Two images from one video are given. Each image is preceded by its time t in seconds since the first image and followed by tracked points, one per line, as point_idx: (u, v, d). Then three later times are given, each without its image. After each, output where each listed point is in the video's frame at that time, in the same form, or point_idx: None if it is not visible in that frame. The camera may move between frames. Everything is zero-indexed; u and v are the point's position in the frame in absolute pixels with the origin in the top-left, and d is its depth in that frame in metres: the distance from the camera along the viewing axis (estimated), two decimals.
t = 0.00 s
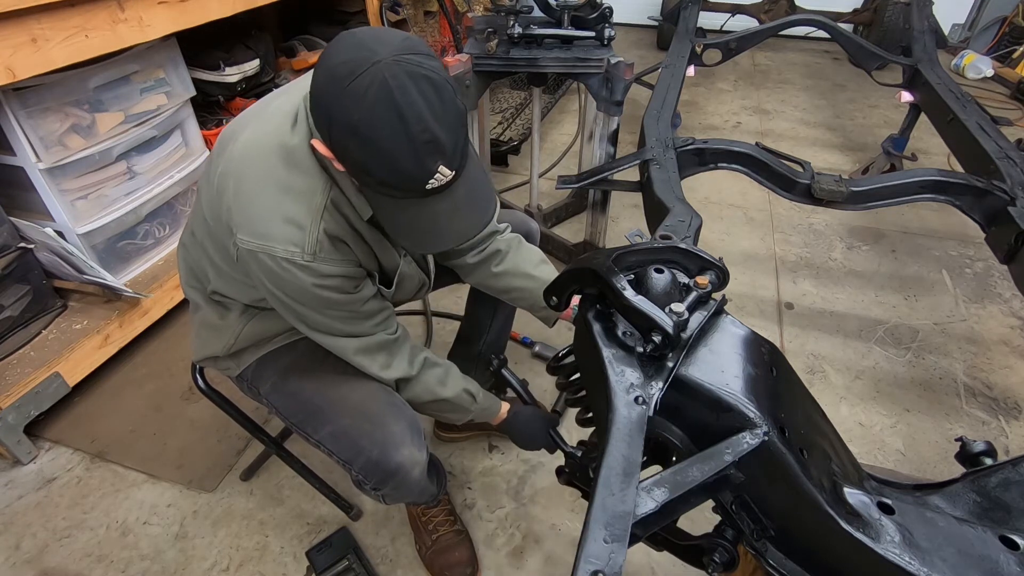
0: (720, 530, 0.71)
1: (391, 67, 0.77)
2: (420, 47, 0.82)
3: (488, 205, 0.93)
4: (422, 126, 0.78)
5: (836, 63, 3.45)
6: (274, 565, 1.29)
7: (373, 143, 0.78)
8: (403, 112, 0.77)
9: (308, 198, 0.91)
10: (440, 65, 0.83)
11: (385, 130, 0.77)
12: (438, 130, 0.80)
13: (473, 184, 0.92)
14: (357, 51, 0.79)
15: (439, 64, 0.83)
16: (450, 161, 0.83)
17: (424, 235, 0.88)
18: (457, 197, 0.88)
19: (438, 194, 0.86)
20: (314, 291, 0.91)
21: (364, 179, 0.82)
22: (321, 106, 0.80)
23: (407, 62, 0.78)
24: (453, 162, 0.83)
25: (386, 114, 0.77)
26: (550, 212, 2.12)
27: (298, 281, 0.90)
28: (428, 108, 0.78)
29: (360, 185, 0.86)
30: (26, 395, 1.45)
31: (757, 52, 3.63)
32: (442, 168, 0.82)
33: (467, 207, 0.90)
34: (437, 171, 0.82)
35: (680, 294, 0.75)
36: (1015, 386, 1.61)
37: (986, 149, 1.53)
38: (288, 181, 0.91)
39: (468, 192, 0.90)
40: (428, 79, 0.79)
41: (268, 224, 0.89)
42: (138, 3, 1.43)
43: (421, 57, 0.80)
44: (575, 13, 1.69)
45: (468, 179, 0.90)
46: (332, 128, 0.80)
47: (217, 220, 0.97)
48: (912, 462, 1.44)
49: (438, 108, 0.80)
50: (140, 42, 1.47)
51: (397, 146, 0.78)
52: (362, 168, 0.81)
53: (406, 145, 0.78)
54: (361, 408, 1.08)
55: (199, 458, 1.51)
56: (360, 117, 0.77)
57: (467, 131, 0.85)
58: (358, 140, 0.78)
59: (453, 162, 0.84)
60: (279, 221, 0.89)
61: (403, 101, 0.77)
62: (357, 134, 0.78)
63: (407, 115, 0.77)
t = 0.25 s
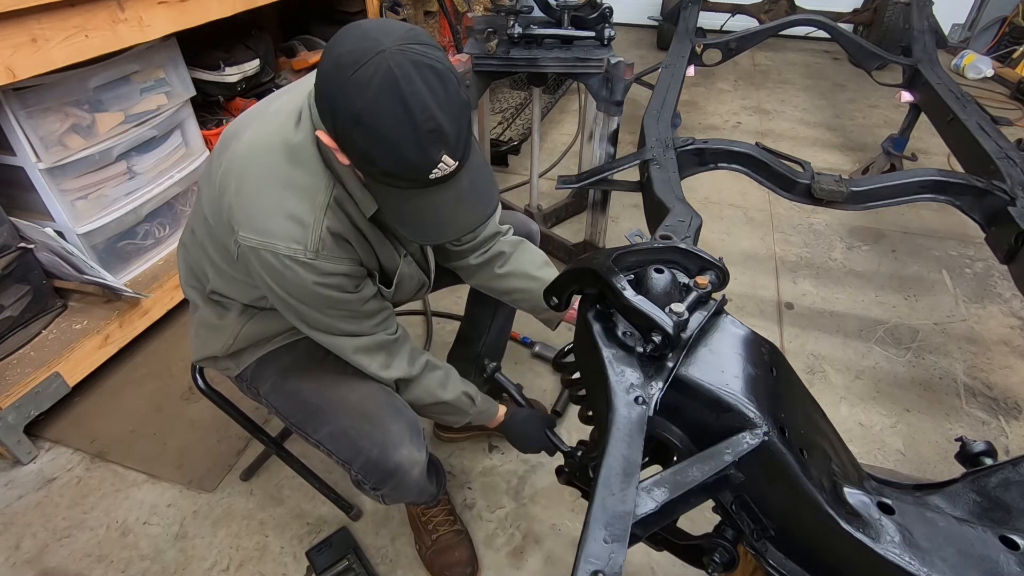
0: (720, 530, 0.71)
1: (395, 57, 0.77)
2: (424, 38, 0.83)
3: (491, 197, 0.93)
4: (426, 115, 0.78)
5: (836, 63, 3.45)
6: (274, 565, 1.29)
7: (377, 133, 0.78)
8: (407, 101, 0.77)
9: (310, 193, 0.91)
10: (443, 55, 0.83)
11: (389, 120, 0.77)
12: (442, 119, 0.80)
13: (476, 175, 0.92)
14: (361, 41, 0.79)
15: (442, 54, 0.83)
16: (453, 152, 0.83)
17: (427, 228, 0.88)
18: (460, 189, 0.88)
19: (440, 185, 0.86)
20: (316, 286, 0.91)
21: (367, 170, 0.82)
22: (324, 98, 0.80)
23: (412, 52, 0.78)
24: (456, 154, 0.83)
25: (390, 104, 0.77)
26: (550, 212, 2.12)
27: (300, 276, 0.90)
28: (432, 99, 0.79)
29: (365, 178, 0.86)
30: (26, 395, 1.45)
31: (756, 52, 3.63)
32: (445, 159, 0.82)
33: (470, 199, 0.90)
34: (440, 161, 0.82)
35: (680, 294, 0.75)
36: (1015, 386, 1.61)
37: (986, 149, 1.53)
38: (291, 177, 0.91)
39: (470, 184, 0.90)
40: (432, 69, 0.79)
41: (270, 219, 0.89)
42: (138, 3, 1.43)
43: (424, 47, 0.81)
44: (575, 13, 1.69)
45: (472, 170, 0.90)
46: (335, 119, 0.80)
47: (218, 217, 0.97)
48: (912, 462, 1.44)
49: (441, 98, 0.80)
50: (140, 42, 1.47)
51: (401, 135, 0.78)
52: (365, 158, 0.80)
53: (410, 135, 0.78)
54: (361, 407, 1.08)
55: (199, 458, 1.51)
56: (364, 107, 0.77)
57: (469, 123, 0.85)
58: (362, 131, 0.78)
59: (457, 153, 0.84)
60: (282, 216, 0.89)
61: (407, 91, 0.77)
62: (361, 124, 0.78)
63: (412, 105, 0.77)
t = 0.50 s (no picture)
0: (720, 530, 0.71)
1: (398, 63, 0.77)
2: (426, 45, 0.83)
3: (491, 203, 0.94)
4: (428, 122, 0.78)
5: (836, 64, 3.45)
6: (274, 565, 1.29)
7: (379, 139, 0.78)
8: (409, 108, 0.77)
9: (311, 198, 0.91)
10: (446, 62, 0.83)
11: (391, 126, 0.77)
12: (444, 126, 0.80)
13: (476, 182, 0.92)
14: (364, 47, 0.79)
15: (445, 61, 0.84)
16: (453, 158, 0.83)
17: (427, 234, 0.88)
18: (460, 196, 0.88)
19: (441, 192, 0.86)
20: (315, 291, 0.91)
21: (368, 175, 0.82)
22: (326, 102, 0.80)
23: (414, 59, 0.79)
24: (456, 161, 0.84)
25: (393, 110, 0.77)
26: (550, 212, 2.12)
27: (300, 280, 0.89)
28: (434, 105, 0.79)
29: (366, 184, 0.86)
30: (27, 395, 1.45)
31: (756, 52, 3.63)
32: (446, 165, 0.82)
33: (470, 205, 0.90)
34: (441, 168, 0.82)
35: (680, 294, 0.75)
36: (1015, 386, 1.61)
37: (985, 149, 1.53)
38: (292, 181, 0.91)
39: (471, 190, 0.90)
40: (435, 76, 0.79)
41: (270, 224, 0.89)
42: (138, 3, 1.43)
43: (427, 54, 0.81)
44: (575, 13, 1.69)
45: (473, 176, 0.91)
46: (337, 123, 0.80)
47: (218, 220, 0.97)
48: (912, 462, 1.44)
49: (444, 105, 0.80)
50: (140, 42, 1.47)
51: (402, 141, 0.78)
52: (366, 163, 0.80)
53: (411, 141, 0.78)
54: (362, 405, 1.08)
55: (199, 458, 1.51)
56: (366, 112, 0.77)
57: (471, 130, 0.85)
58: (364, 136, 0.78)
59: (458, 159, 0.84)
60: (282, 221, 0.89)
61: (409, 97, 0.77)
62: (362, 129, 0.78)
63: (414, 112, 0.77)
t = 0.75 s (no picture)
0: (720, 530, 0.71)
1: (402, 59, 0.77)
2: (431, 41, 0.83)
3: (493, 201, 0.94)
4: (432, 118, 0.78)
5: (836, 64, 3.45)
6: (274, 565, 1.29)
7: (383, 136, 0.78)
8: (414, 104, 0.77)
9: (314, 197, 0.91)
10: (450, 59, 0.83)
11: (396, 122, 0.77)
12: (448, 123, 0.80)
13: (479, 179, 0.92)
14: (369, 43, 0.79)
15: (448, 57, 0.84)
16: (457, 155, 0.83)
17: (430, 231, 0.88)
18: (463, 193, 0.88)
19: (443, 189, 0.86)
20: (318, 290, 0.91)
21: (372, 171, 0.82)
22: (330, 99, 0.80)
23: (419, 56, 0.78)
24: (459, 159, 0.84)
25: (397, 106, 0.77)
26: (550, 212, 2.12)
27: (302, 279, 0.89)
28: (439, 102, 0.79)
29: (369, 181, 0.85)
30: (27, 395, 1.45)
31: (756, 52, 3.63)
32: (449, 162, 0.82)
33: (473, 203, 0.90)
34: (444, 165, 0.82)
35: (680, 294, 0.75)
36: (1015, 386, 1.61)
37: (986, 149, 1.53)
38: (295, 180, 0.92)
39: (474, 187, 0.90)
40: (439, 73, 0.79)
41: (272, 222, 0.89)
42: (138, 3, 1.43)
43: (431, 50, 0.81)
44: (575, 13, 1.69)
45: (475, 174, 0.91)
46: (341, 120, 0.80)
47: (219, 219, 0.97)
48: (912, 462, 1.44)
49: (448, 101, 0.80)
50: (140, 42, 1.47)
51: (407, 137, 0.78)
52: (369, 159, 0.80)
53: (415, 137, 0.78)
54: (361, 407, 1.08)
55: (199, 458, 1.51)
56: (371, 108, 0.77)
57: (475, 127, 0.85)
58: (368, 132, 0.78)
59: (461, 156, 0.84)
60: (285, 219, 0.89)
61: (414, 94, 0.77)
62: (366, 125, 0.78)
63: (418, 109, 0.77)
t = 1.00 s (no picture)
0: (720, 530, 0.71)
1: (413, 57, 0.77)
2: (440, 39, 0.83)
3: (501, 198, 0.94)
4: (442, 115, 0.78)
5: (836, 64, 3.45)
6: (274, 565, 1.29)
7: (394, 133, 0.78)
8: (425, 101, 0.77)
9: (322, 196, 0.91)
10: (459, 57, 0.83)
11: (406, 119, 0.77)
12: (457, 120, 0.80)
13: (487, 177, 0.92)
14: (378, 40, 0.79)
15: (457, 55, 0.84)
16: (466, 152, 0.83)
17: (439, 229, 0.88)
18: (472, 191, 0.88)
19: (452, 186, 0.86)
20: (326, 289, 0.91)
21: (381, 169, 0.82)
22: (340, 96, 0.80)
23: (429, 53, 0.78)
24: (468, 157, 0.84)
25: (408, 103, 0.77)
26: (550, 212, 2.12)
27: (310, 278, 0.89)
28: (449, 99, 0.79)
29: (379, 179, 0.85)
30: (27, 395, 1.45)
31: (756, 52, 3.63)
32: (458, 159, 0.82)
33: (481, 201, 0.90)
34: (453, 161, 0.82)
35: (680, 294, 0.75)
36: (1015, 386, 1.61)
37: (986, 149, 1.53)
38: (304, 179, 0.92)
39: (482, 185, 0.90)
40: (449, 70, 0.79)
41: (281, 222, 0.89)
42: (138, 3, 1.42)
43: (440, 47, 0.81)
44: (575, 13, 1.69)
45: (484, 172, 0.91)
46: (351, 118, 0.80)
47: (226, 219, 0.97)
48: (912, 462, 1.44)
49: (457, 98, 0.80)
50: (140, 42, 1.47)
51: (417, 134, 0.78)
52: (379, 155, 0.80)
53: (425, 133, 0.78)
54: (367, 400, 1.08)
55: (199, 458, 1.51)
56: (381, 105, 0.77)
57: (484, 125, 0.85)
58: (378, 128, 0.78)
59: (470, 153, 0.84)
60: (293, 218, 0.89)
61: (424, 91, 0.77)
62: (377, 122, 0.78)
63: (429, 106, 0.77)
